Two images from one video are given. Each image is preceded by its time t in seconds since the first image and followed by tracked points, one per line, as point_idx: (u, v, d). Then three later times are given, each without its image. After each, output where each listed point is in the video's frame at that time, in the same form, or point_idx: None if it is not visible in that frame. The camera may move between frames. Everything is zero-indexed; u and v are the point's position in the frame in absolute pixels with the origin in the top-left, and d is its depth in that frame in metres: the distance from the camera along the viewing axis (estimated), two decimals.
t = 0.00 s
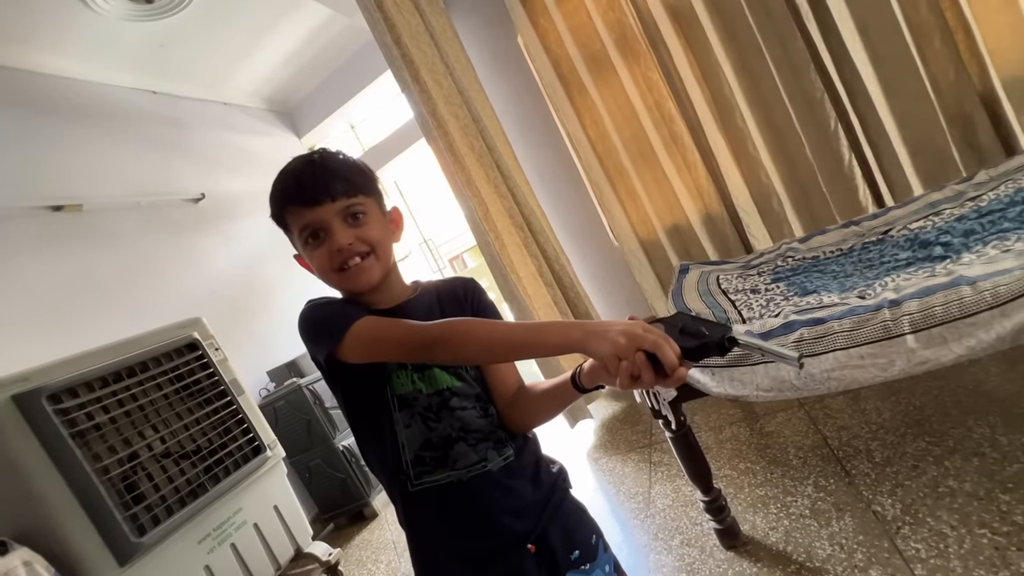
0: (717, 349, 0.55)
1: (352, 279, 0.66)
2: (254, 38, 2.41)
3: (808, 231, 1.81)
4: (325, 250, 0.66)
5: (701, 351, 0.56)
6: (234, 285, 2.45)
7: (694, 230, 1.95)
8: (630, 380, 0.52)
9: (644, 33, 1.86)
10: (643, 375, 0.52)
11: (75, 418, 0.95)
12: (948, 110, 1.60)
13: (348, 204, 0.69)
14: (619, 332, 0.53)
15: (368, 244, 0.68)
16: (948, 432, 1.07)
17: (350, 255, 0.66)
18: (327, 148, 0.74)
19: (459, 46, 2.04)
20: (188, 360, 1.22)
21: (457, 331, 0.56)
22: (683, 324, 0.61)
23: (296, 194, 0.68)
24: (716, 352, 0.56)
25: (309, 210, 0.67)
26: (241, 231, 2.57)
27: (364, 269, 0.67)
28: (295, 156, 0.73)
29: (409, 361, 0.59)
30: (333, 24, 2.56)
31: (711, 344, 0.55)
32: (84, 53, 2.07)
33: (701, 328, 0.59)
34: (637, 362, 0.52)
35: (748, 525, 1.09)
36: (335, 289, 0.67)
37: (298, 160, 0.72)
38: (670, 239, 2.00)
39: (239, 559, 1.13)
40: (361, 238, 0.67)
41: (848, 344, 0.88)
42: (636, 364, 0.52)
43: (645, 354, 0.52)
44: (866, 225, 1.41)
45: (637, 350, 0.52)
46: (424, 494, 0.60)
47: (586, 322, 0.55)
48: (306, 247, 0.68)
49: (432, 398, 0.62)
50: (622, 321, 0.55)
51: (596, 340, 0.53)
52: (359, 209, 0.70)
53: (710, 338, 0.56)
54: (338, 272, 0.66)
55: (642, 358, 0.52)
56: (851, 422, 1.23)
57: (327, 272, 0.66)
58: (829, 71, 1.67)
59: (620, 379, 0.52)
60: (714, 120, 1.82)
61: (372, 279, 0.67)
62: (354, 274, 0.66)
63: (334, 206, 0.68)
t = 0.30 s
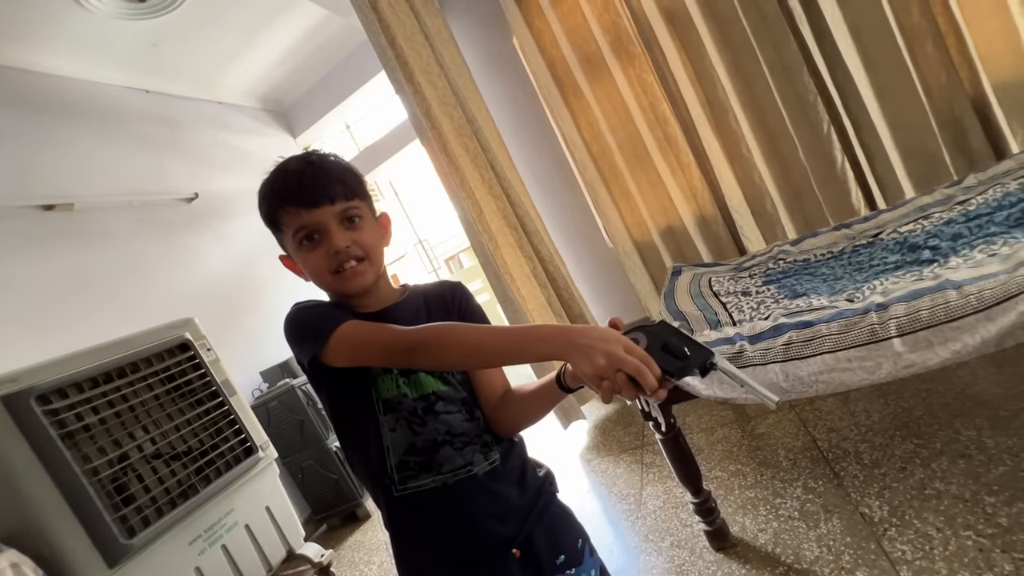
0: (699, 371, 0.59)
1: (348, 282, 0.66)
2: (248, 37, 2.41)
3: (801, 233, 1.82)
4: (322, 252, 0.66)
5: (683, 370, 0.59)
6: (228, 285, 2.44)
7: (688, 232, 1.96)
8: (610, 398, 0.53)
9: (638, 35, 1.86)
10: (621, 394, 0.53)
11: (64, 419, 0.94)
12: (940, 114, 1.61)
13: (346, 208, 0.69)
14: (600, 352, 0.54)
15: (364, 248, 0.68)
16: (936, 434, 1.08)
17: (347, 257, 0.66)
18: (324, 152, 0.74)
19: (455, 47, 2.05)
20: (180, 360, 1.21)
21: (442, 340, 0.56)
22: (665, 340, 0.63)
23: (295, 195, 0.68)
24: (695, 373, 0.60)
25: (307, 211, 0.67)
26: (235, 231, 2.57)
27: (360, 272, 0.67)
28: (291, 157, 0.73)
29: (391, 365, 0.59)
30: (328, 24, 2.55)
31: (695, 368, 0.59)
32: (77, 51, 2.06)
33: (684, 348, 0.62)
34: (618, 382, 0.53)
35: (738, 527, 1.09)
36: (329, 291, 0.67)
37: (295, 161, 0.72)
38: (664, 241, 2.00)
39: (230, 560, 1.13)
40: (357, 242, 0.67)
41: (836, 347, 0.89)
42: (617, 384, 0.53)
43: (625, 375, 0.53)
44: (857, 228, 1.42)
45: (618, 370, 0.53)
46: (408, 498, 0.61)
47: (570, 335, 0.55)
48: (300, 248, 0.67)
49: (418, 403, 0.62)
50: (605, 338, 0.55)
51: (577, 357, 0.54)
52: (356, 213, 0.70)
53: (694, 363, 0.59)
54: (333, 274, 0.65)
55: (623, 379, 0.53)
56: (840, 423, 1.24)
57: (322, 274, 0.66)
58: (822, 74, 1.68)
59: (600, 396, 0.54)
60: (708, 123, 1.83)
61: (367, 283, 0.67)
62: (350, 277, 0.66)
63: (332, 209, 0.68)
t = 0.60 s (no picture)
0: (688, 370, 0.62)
1: (357, 281, 0.66)
2: (246, 36, 2.41)
3: (798, 235, 1.82)
4: (336, 248, 0.66)
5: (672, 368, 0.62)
6: (225, 285, 2.44)
7: (685, 233, 1.96)
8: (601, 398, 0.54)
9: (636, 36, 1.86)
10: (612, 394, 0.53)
11: (60, 418, 0.94)
12: (937, 117, 1.61)
13: (361, 209, 0.69)
14: (589, 354, 0.54)
15: (375, 250, 0.68)
16: (930, 435, 1.08)
17: (361, 257, 0.66)
18: (334, 152, 0.74)
19: (453, 47, 2.05)
20: (177, 359, 1.21)
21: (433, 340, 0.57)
22: (655, 340, 0.65)
23: (312, 189, 0.67)
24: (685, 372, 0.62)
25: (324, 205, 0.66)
26: (232, 230, 2.57)
27: (370, 273, 0.67)
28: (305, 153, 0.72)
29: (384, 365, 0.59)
30: (327, 24, 2.55)
31: (684, 368, 0.62)
32: (74, 50, 2.06)
33: (674, 348, 0.64)
34: (608, 383, 0.53)
35: (733, 527, 1.10)
36: (335, 287, 0.66)
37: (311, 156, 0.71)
38: (662, 241, 2.00)
39: (226, 559, 1.13)
40: (370, 243, 0.68)
41: (830, 347, 0.89)
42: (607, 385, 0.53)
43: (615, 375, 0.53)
44: (853, 229, 1.42)
45: (608, 372, 0.53)
46: (403, 498, 0.61)
47: (559, 335, 0.55)
48: (311, 241, 0.66)
49: (412, 402, 0.63)
50: (593, 338, 0.55)
51: (568, 358, 0.54)
52: (368, 216, 0.70)
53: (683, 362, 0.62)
54: (346, 273, 0.65)
55: (613, 380, 0.53)
56: (836, 424, 1.25)
57: (334, 272, 0.65)
58: (820, 76, 1.68)
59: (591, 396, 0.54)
60: (706, 124, 1.84)
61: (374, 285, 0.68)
62: (361, 277, 0.66)
63: (349, 207, 0.68)
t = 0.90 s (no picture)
0: (676, 311, 0.62)
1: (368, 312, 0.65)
2: (248, 37, 2.42)
3: (796, 237, 1.83)
4: (359, 286, 0.62)
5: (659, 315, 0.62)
6: (225, 285, 2.45)
7: (684, 235, 1.97)
8: (596, 344, 0.55)
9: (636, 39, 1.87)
10: (606, 341, 0.54)
11: (61, 416, 0.95)
12: (934, 120, 1.62)
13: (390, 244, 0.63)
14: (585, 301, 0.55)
15: (394, 283, 0.65)
16: (925, 437, 1.09)
17: (380, 296, 0.63)
18: (360, 159, 0.63)
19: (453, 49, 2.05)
20: (177, 359, 1.22)
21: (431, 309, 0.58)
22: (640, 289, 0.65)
23: (344, 220, 0.59)
24: (672, 314, 0.63)
25: (357, 243, 0.60)
26: (232, 230, 2.57)
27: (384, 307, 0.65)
28: (334, 162, 0.61)
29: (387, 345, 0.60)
30: (327, 25, 2.56)
31: (671, 312, 0.62)
32: (77, 50, 2.07)
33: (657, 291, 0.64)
34: (602, 328, 0.54)
35: (729, 527, 1.10)
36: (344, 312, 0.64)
37: (340, 170, 0.61)
38: (661, 243, 2.01)
39: (225, 558, 1.14)
40: (392, 277, 0.64)
41: (825, 349, 0.90)
42: (602, 330, 0.54)
43: (608, 321, 0.55)
44: (850, 232, 1.43)
45: (601, 317, 0.55)
46: (397, 493, 0.62)
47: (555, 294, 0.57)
48: (333, 271, 0.61)
49: (407, 398, 0.63)
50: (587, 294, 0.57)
51: (564, 311, 0.56)
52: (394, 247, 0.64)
53: (670, 303, 0.62)
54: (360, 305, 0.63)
55: (607, 324, 0.54)
56: (832, 425, 1.25)
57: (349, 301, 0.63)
58: (818, 79, 1.69)
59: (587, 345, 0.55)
60: (704, 127, 1.85)
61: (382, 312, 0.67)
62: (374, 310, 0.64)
63: (383, 242, 0.61)
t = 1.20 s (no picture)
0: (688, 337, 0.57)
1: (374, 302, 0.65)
2: (249, 38, 2.42)
3: (798, 239, 1.83)
4: (371, 271, 0.63)
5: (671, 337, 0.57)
6: (227, 286, 2.44)
7: (685, 236, 1.97)
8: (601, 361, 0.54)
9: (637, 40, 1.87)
10: (612, 359, 0.54)
11: (62, 417, 0.95)
12: (936, 121, 1.62)
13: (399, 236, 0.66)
14: (593, 318, 0.54)
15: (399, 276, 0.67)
16: (927, 439, 1.09)
17: (389, 285, 0.65)
18: (370, 161, 0.68)
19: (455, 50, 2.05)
20: (178, 360, 1.22)
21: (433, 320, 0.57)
22: (652, 310, 0.61)
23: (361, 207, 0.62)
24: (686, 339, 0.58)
25: (374, 227, 0.62)
26: (233, 231, 2.57)
27: (393, 296, 0.66)
28: (348, 159, 0.66)
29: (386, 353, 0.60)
30: (329, 26, 2.56)
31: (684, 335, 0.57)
32: (79, 51, 2.07)
33: (671, 316, 0.60)
34: (608, 345, 0.54)
35: (730, 529, 1.10)
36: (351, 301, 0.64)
37: (355, 166, 0.65)
38: (662, 244, 2.01)
39: (227, 558, 1.14)
40: (400, 267, 0.66)
41: (827, 351, 0.90)
42: (608, 347, 0.54)
43: (615, 339, 0.54)
44: (852, 234, 1.43)
45: (608, 335, 0.54)
46: (402, 497, 0.61)
47: (563, 307, 0.56)
48: (346, 255, 0.62)
49: (414, 400, 0.64)
50: (595, 308, 0.56)
51: (571, 327, 0.54)
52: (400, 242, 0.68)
53: (682, 328, 0.57)
54: (372, 294, 0.64)
55: (613, 342, 0.54)
56: (834, 427, 1.25)
57: (360, 290, 0.63)
58: (821, 80, 1.69)
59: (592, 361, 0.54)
60: (705, 127, 1.85)
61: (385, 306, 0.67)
62: (384, 299, 0.65)
63: (391, 230, 0.64)
